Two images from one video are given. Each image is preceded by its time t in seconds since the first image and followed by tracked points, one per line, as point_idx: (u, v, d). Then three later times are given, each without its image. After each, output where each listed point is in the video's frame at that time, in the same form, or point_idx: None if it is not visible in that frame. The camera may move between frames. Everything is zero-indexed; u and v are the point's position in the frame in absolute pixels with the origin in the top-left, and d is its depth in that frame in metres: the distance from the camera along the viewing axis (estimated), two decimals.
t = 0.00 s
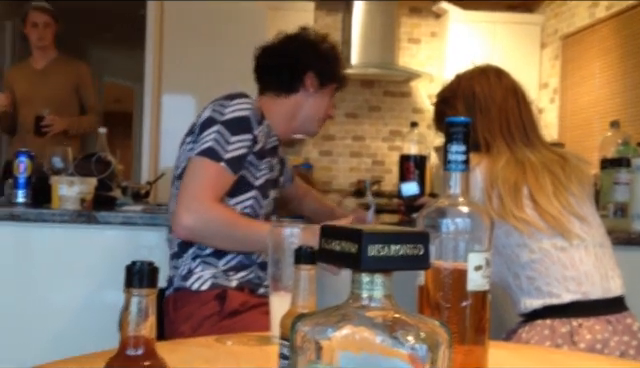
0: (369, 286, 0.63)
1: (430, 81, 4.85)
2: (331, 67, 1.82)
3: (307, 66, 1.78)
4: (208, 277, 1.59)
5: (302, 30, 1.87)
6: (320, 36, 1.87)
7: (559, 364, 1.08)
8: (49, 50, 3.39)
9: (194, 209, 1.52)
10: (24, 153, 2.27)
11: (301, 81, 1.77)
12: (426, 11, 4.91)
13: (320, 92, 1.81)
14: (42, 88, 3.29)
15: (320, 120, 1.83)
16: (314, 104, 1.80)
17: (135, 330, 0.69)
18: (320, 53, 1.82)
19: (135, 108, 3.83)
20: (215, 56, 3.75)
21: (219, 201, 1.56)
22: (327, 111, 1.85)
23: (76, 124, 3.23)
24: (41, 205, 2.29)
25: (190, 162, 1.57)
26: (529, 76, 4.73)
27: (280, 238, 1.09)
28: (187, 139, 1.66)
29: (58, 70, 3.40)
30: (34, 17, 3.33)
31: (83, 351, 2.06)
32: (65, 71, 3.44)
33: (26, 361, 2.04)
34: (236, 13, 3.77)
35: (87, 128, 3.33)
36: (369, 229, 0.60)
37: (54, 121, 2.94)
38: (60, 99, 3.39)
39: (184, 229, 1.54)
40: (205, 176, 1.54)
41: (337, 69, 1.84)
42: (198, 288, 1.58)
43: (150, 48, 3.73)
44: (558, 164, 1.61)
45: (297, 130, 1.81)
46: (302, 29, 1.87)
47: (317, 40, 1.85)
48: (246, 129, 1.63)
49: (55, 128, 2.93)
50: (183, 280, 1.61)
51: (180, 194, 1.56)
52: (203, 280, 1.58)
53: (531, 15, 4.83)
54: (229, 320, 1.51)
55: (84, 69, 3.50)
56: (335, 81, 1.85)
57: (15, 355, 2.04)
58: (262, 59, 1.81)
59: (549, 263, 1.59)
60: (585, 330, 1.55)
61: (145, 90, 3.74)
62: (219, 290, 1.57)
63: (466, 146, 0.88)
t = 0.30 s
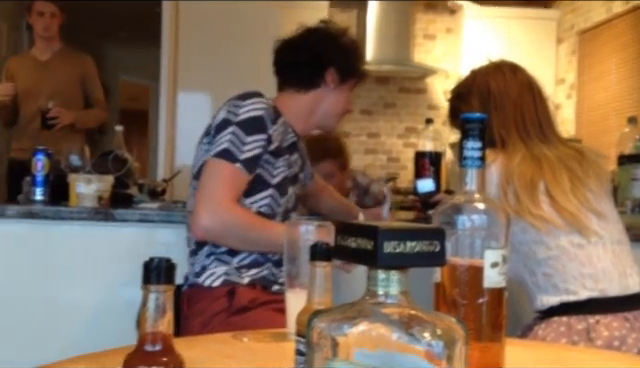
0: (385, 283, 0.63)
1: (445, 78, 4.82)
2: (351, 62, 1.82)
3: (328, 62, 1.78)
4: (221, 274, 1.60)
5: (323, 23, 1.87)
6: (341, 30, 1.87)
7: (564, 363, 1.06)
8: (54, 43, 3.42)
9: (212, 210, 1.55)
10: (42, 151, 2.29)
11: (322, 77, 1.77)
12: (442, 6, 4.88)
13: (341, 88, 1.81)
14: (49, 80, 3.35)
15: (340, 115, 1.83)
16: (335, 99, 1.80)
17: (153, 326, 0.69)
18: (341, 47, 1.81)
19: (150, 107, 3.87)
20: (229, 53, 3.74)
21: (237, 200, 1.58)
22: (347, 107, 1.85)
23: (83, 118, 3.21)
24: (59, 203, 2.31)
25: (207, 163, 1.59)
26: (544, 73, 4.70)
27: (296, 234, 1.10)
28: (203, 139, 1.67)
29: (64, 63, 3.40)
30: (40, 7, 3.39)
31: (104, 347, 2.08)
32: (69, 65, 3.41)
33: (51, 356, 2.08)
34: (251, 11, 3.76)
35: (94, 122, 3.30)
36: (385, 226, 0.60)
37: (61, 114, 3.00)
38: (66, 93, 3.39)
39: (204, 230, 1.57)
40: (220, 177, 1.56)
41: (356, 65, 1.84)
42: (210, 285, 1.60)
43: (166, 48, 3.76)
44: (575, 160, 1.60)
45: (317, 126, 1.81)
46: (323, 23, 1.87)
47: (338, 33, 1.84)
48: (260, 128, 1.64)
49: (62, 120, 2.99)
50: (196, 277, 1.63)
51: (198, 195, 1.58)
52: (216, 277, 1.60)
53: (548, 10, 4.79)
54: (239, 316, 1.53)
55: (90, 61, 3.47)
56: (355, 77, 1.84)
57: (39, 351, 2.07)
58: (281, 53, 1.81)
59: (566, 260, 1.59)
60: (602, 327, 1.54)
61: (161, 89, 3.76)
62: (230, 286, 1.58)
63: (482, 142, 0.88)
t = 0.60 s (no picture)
0: (397, 281, 0.63)
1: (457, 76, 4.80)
2: (369, 60, 1.83)
3: (346, 59, 1.78)
4: (229, 271, 1.61)
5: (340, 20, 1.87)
6: (359, 26, 1.88)
7: (564, 363, 1.03)
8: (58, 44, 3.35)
9: (224, 212, 1.55)
10: (55, 151, 2.30)
11: (340, 74, 1.78)
12: (454, 4, 4.86)
13: (357, 85, 1.82)
14: (54, 81, 3.29)
15: (357, 113, 1.84)
16: (352, 96, 1.81)
17: (167, 324, 0.70)
18: (359, 44, 1.82)
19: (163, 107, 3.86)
20: (242, 52, 3.75)
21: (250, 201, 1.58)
22: (362, 105, 1.85)
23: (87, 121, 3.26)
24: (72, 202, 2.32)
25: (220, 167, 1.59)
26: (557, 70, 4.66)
27: (309, 233, 1.10)
28: (215, 141, 1.68)
29: (69, 64, 3.35)
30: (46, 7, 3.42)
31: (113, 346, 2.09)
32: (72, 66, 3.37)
33: (65, 354, 2.09)
34: (263, 10, 3.77)
35: (96, 125, 3.33)
36: (397, 223, 0.60)
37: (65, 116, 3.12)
38: (71, 94, 3.36)
39: (219, 234, 1.57)
40: (232, 178, 1.57)
41: (373, 63, 1.84)
42: (218, 282, 1.61)
43: (177, 48, 3.75)
44: (589, 156, 1.59)
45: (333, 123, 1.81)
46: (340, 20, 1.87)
47: (356, 30, 1.84)
48: (272, 128, 1.64)
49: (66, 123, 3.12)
50: (206, 275, 1.65)
51: (211, 197, 1.59)
52: (224, 274, 1.61)
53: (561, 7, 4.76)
54: (244, 314, 1.53)
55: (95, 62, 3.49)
56: (372, 74, 1.85)
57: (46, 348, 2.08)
58: (298, 50, 1.81)
59: (579, 258, 1.58)
60: (614, 324, 1.51)
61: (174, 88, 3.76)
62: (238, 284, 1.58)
63: (493, 139, 0.87)
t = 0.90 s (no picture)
0: (407, 277, 0.63)
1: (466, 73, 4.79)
2: (384, 58, 1.81)
3: (361, 57, 1.77)
4: (235, 269, 1.64)
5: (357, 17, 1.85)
6: (375, 24, 1.86)
7: (583, 362, 1.02)
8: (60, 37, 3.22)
9: (232, 212, 1.56)
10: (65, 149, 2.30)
11: (355, 73, 1.76)
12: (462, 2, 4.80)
13: (373, 84, 1.80)
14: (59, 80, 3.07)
15: (370, 111, 1.82)
16: (365, 94, 1.79)
17: (176, 321, 0.70)
18: (375, 42, 1.80)
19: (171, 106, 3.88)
20: (250, 51, 3.75)
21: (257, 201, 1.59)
22: (376, 103, 1.84)
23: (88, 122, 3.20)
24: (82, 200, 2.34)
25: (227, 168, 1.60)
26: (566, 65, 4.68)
27: (318, 230, 1.10)
28: (224, 142, 1.69)
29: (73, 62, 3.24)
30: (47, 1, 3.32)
31: (118, 344, 2.10)
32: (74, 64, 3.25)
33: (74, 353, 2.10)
34: (271, 9, 3.77)
35: (97, 126, 3.28)
36: (406, 219, 0.60)
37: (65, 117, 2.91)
38: (72, 92, 3.18)
39: (228, 235, 1.58)
40: (240, 178, 1.58)
41: (389, 61, 1.83)
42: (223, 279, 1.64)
43: (186, 48, 3.78)
44: (601, 153, 1.58)
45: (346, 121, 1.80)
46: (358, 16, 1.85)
47: (374, 30, 1.83)
48: (279, 127, 1.64)
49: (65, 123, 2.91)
50: (213, 272, 1.68)
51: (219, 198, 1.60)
52: (229, 271, 1.64)
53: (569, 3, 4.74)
54: (244, 311, 1.54)
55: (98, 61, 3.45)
56: (388, 72, 1.83)
57: (52, 346, 2.09)
58: (313, 47, 1.80)
59: (590, 256, 1.57)
60: (626, 321, 1.50)
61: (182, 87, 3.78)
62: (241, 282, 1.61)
63: (503, 136, 0.87)
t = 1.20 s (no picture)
0: (415, 275, 0.63)
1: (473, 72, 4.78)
2: (397, 57, 1.79)
3: (373, 57, 1.75)
4: (240, 268, 1.65)
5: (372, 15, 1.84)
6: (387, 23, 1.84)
7: (600, 362, 1.01)
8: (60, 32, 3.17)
9: (239, 213, 1.57)
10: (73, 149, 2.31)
11: (366, 73, 1.75)
12: None
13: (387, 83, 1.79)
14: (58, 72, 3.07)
15: (381, 112, 1.83)
16: (376, 94, 1.79)
17: (185, 318, 0.70)
18: (387, 42, 1.78)
19: (179, 106, 3.88)
20: (256, 51, 3.76)
21: (264, 200, 1.59)
22: (387, 103, 1.83)
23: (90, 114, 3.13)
24: (90, 200, 2.34)
25: (234, 168, 1.61)
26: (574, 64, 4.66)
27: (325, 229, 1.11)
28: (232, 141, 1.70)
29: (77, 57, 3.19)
30: None
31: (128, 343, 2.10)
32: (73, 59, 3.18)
33: (82, 351, 2.11)
34: (277, 9, 3.76)
35: (101, 120, 3.26)
36: (415, 218, 0.60)
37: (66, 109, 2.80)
38: (73, 84, 3.14)
39: (234, 236, 1.60)
40: (248, 178, 1.58)
41: (403, 61, 1.81)
42: (229, 277, 1.65)
43: (193, 48, 3.82)
44: (611, 153, 1.56)
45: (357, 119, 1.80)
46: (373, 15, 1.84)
47: (387, 29, 1.81)
48: (285, 126, 1.64)
49: (66, 116, 2.78)
50: (219, 271, 1.69)
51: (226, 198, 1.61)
52: (235, 270, 1.65)
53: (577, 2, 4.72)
54: (247, 309, 1.55)
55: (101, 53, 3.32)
56: (402, 72, 1.82)
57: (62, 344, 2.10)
58: (323, 46, 1.80)
59: (604, 256, 1.57)
60: None
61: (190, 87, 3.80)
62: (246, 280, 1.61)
63: (511, 134, 0.87)
